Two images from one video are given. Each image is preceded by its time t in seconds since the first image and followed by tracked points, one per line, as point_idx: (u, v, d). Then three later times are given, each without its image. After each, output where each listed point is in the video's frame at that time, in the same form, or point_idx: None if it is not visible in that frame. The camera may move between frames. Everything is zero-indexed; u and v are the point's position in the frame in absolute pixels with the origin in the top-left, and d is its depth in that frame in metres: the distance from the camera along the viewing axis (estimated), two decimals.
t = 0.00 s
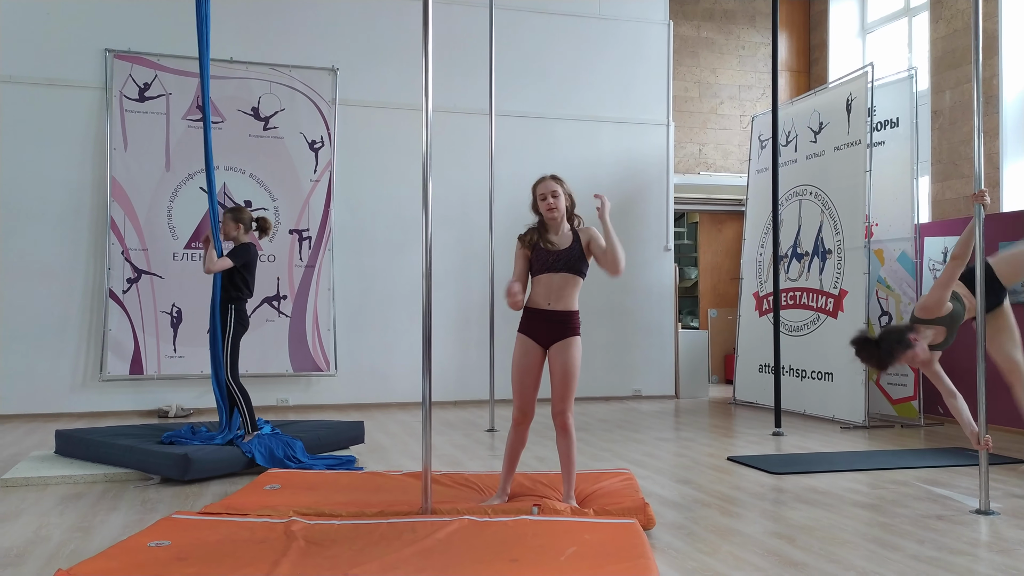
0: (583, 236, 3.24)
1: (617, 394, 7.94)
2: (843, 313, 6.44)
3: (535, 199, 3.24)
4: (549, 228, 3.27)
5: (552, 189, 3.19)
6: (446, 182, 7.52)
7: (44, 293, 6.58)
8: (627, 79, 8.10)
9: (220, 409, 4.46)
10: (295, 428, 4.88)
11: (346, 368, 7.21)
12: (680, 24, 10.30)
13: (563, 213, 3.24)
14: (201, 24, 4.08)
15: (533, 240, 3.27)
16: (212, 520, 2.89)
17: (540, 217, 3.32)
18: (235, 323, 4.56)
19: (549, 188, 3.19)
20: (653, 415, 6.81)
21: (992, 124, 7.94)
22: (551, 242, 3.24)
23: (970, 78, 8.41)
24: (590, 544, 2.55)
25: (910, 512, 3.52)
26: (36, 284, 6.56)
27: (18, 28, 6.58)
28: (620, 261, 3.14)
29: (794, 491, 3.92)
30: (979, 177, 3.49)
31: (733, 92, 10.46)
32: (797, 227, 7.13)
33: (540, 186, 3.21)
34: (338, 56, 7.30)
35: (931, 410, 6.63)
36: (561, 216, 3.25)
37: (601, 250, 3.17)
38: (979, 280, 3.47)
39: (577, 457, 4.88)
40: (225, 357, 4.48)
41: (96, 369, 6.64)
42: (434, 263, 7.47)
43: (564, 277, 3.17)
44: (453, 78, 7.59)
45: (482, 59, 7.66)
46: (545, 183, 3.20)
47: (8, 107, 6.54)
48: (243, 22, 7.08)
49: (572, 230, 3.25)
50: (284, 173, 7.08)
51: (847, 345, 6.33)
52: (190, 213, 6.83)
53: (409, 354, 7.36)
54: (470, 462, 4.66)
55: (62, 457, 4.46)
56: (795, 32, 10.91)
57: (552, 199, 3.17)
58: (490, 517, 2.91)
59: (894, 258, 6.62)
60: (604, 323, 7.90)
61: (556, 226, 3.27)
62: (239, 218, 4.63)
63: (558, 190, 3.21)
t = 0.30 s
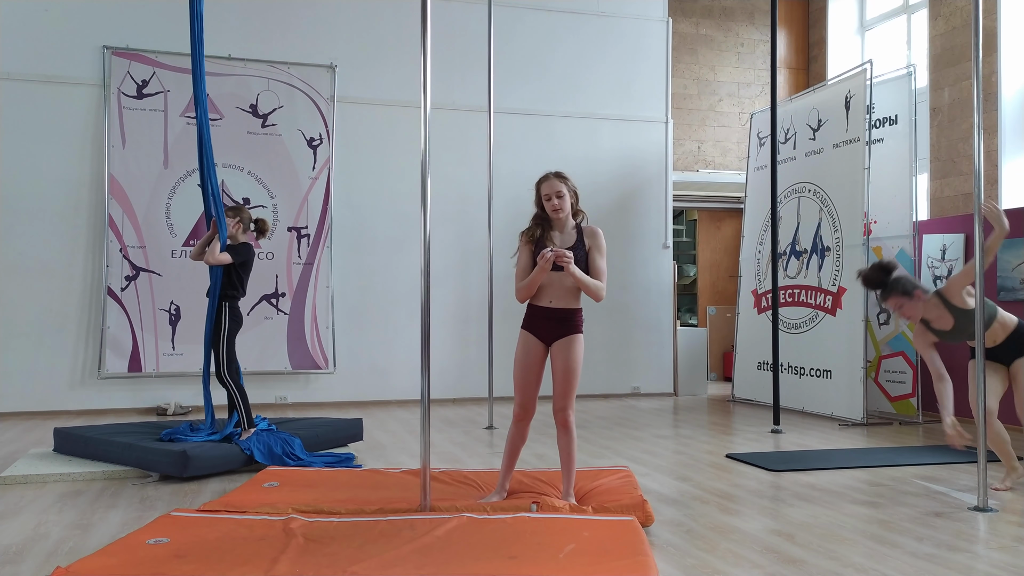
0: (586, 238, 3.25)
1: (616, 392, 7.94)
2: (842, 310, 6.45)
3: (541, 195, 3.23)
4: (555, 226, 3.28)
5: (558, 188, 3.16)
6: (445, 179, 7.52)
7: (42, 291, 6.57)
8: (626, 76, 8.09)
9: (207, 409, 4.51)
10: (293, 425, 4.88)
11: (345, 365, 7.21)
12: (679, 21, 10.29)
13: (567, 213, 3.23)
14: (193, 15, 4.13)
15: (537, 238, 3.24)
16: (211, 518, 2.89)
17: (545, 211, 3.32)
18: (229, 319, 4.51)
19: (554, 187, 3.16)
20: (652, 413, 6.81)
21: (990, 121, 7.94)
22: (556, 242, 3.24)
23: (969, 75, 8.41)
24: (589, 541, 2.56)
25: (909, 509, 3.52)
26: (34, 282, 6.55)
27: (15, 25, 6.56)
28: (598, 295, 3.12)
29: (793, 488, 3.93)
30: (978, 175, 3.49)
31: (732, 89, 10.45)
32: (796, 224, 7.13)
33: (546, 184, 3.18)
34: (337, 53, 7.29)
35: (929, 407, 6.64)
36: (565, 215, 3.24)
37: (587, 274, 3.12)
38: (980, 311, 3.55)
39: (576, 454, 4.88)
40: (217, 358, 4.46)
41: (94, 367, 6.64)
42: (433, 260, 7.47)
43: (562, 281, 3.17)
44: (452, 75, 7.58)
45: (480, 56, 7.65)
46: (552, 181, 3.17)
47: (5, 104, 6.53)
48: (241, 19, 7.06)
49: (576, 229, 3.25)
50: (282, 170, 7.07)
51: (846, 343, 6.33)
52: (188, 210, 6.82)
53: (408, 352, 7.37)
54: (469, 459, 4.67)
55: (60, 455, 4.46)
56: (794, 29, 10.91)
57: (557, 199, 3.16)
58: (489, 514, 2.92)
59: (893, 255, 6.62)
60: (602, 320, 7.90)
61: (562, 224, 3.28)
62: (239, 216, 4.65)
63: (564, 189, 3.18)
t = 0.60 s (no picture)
0: (590, 238, 3.23)
1: (616, 389, 7.95)
2: (841, 307, 6.45)
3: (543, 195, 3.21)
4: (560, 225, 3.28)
5: (560, 189, 3.14)
6: (444, 177, 7.51)
7: (41, 289, 6.57)
8: (625, 73, 8.09)
9: (208, 408, 4.51)
10: (293, 424, 4.88)
11: (344, 363, 7.21)
12: (678, 18, 10.28)
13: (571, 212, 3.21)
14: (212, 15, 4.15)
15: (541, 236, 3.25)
16: (211, 515, 2.89)
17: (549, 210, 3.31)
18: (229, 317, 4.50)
19: (556, 189, 3.14)
20: (652, 410, 6.81)
21: (990, 118, 7.94)
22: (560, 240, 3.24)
23: (969, 72, 8.40)
24: (589, 539, 2.56)
25: (908, 506, 3.52)
26: (33, 280, 6.55)
27: (14, 23, 6.55)
28: (604, 294, 3.11)
29: (793, 485, 3.93)
30: (977, 171, 3.48)
31: (731, 87, 10.44)
32: (795, 221, 7.13)
33: (548, 185, 3.16)
34: (336, 51, 7.29)
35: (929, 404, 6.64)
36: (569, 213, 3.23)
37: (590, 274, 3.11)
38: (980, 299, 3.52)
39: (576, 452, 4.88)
40: (211, 358, 4.43)
41: (94, 365, 6.64)
42: (432, 258, 7.46)
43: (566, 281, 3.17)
44: (451, 73, 7.57)
45: (479, 53, 7.64)
46: (553, 183, 3.15)
47: (4, 102, 6.52)
48: (240, 17, 7.05)
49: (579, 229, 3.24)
50: (281, 168, 7.06)
51: (846, 340, 6.34)
52: (187, 208, 6.82)
53: (407, 350, 7.37)
54: (469, 457, 4.67)
55: (60, 453, 4.46)
56: (793, 26, 10.90)
57: (558, 201, 3.14)
58: (489, 512, 2.92)
59: (892, 252, 6.63)
60: (602, 318, 7.89)
61: (567, 223, 3.28)
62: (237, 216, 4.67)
63: (566, 190, 3.16)
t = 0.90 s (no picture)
0: (593, 240, 3.22)
1: (615, 391, 7.95)
2: (840, 309, 6.45)
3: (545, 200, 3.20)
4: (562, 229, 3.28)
5: (562, 196, 3.13)
6: (443, 179, 7.52)
7: (40, 291, 6.56)
8: (624, 75, 8.10)
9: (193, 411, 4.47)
10: (292, 426, 4.88)
11: (343, 365, 7.21)
12: (677, 20, 10.29)
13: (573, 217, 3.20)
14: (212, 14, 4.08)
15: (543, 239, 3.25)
16: (209, 518, 2.89)
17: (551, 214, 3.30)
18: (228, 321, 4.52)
19: (557, 196, 3.13)
20: (651, 412, 6.81)
21: (988, 120, 7.95)
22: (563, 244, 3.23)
23: (967, 74, 8.41)
24: (588, 541, 2.56)
25: (907, 508, 3.52)
26: (32, 282, 6.55)
27: (13, 26, 6.55)
28: (608, 298, 3.10)
29: (792, 487, 3.93)
30: (976, 174, 3.48)
31: (730, 89, 10.46)
32: (794, 223, 7.14)
33: (551, 190, 3.15)
34: (335, 53, 7.29)
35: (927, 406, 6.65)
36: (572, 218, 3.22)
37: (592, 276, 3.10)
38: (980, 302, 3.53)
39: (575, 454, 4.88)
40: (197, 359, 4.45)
41: (93, 367, 6.63)
42: (431, 260, 7.47)
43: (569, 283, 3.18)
44: (450, 76, 7.58)
45: (478, 55, 7.65)
46: (555, 188, 3.14)
47: (3, 105, 6.52)
48: (240, 19, 7.06)
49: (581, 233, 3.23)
50: (280, 170, 7.06)
51: (845, 342, 6.34)
52: (186, 210, 6.82)
53: (406, 352, 7.36)
54: (468, 459, 4.67)
55: (58, 456, 4.45)
56: (791, 29, 10.93)
57: (560, 208, 3.13)
58: (487, 514, 2.92)
59: (891, 254, 6.64)
60: (601, 320, 7.90)
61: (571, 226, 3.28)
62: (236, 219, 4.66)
63: (568, 196, 3.15)
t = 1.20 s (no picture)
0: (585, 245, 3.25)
1: (614, 393, 7.95)
2: (840, 310, 6.45)
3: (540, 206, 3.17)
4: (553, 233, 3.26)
5: (558, 204, 3.11)
6: (443, 181, 7.52)
7: (39, 294, 6.56)
8: (623, 77, 8.11)
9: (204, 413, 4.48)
10: (292, 428, 4.88)
11: (343, 368, 7.21)
12: (676, 23, 10.30)
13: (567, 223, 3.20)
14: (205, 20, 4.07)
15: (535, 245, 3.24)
16: (209, 520, 2.89)
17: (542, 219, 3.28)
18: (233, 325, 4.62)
19: (553, 205, 3.11)
20: (651, 414, 6.81)
21: (987, 122, 7.97)
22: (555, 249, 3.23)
23: (966, 76, 8.42)
24: (589, 543, 2.56)
25: (906, 509, 3.53)
26: (31, 284, 6.55)
27: (13, 29, 6.56)
28: (606, 301, 3.15)
29: (791, 488, 3.93)
30: (974, 175, 3.49)
31: (729, 91, 10.47)
32: (793, 225, 7.14)
33: (547, 198, 3.12)
34: (334, 55, 7.30)
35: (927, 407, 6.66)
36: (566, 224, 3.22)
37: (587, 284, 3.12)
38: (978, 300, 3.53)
39: (575, 456, 4.88)
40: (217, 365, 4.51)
41: (92, 370, 6.63)
42: (431, 262, 7.47)
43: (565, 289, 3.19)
44: (449, 78, 7.59)
45: (478, 57, 7.66)
46: (552, 197, 3.11)
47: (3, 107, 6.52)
48: (239, 21, 7.06)
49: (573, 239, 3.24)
50: (279, 172, 7.07)
51: (844, 343, 6.34)
52: (185, 212, 6.82)
53: (406, 354, 7.36)
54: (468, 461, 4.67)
55: (58, 458, 4.45)
56: (790, 31, 10.94)
57: (556, 217, 3.12)
58: (487, 516, 2.92)
59: (890, 256, 6.64)
60: (600, 322, 7.90)
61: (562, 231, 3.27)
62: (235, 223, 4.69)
63: (564, 204, 3.13)
